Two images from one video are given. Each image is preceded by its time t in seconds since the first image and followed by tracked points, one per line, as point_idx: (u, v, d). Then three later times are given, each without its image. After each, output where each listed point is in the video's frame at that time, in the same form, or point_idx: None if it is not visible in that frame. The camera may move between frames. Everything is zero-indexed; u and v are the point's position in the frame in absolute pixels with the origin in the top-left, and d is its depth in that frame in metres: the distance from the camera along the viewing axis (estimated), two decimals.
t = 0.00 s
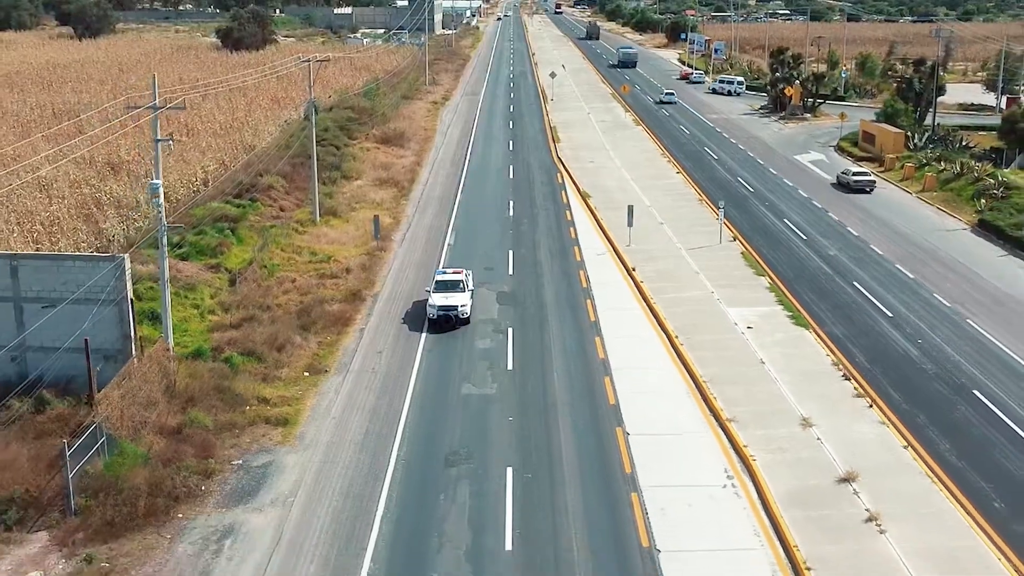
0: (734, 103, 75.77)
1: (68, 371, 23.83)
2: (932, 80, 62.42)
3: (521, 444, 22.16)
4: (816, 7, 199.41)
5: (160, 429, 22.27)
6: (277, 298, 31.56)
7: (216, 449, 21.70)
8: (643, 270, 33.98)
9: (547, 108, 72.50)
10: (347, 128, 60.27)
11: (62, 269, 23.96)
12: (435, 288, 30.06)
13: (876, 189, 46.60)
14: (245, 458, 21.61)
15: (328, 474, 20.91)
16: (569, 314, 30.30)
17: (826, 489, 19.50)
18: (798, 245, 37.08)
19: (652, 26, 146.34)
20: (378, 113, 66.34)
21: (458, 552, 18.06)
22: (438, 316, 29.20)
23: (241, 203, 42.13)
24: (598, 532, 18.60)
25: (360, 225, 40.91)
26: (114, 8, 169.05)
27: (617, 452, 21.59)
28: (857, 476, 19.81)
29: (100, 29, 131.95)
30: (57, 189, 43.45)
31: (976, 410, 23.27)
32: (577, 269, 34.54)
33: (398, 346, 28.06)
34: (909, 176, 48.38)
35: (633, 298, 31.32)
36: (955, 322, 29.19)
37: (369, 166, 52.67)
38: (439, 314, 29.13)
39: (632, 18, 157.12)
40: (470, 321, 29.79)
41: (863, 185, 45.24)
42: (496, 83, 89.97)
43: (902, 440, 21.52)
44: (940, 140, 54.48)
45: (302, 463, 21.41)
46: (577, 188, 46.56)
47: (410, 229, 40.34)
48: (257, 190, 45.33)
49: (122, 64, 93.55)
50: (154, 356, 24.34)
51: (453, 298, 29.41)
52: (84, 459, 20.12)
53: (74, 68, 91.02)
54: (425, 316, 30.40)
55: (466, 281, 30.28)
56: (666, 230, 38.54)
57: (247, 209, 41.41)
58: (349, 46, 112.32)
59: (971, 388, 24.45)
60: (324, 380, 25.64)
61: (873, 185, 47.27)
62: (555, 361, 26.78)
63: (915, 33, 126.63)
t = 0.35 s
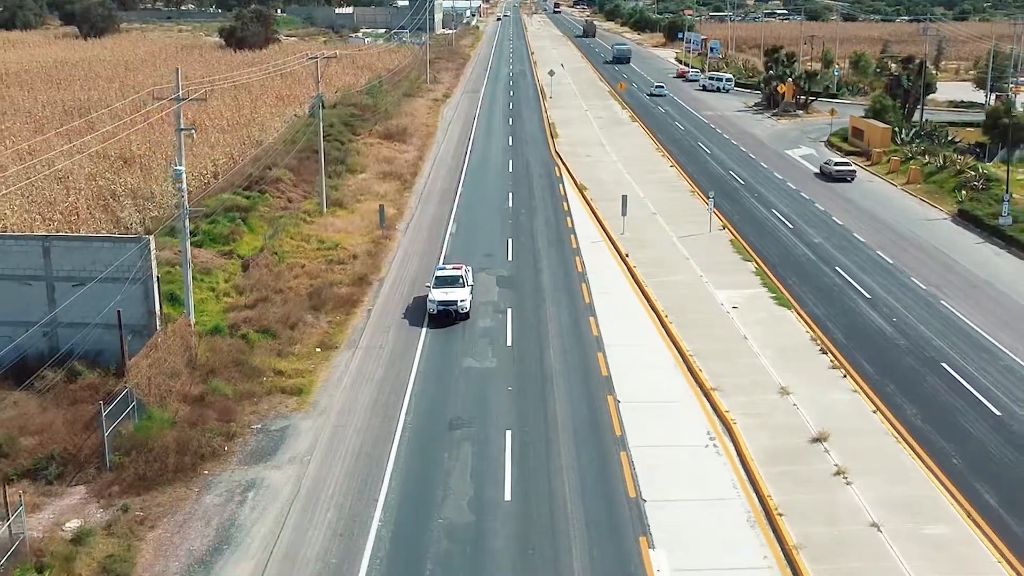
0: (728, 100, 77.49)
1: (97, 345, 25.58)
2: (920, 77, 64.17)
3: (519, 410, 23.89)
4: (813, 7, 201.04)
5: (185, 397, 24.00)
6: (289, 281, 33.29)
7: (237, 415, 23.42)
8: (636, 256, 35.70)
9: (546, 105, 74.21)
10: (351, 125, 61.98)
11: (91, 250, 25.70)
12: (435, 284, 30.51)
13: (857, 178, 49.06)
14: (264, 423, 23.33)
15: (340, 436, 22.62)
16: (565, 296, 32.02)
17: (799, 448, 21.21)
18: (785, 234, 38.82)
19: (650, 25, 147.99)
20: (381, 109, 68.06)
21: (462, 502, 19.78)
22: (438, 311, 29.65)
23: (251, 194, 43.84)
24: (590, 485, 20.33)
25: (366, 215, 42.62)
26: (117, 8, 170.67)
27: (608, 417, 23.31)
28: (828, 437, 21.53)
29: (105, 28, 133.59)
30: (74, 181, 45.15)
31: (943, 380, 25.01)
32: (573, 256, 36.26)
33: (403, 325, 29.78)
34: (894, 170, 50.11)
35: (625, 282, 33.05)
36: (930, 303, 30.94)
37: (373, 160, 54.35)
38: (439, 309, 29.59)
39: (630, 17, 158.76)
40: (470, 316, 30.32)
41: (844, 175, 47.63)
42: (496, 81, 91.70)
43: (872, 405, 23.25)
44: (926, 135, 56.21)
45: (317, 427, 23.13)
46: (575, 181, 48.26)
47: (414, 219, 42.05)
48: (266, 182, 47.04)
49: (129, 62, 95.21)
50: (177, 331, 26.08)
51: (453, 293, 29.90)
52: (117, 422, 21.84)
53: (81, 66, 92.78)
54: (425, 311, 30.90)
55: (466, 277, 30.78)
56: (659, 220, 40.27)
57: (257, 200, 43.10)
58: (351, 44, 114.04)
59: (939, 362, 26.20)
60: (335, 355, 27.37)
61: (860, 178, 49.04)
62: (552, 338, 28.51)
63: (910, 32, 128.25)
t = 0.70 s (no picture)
0: (724, 98, 79.04)
1: (119, 324, 27.16)
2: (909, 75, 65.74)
3: (518, 384, 25.45)
4: (810, 7, 202.51)
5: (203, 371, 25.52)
6: (298, 267, 34.83)
7: (253, 388, 24.97)
8: (630, 244, 37.27)
9: (544, 103, 75.81)
10: (354, 121, 63.53)
11: (113, 235, 27.24)
12: (435, 281, 30.93)
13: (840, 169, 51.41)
14: (279, 395, 24.89)
15: (350, 408, 24.18)
16: (562, 281, 33.60)
17: (779, 416, 22.76)
18: (773, 224, 40.41)
19: (647, 24, 149.55)
20: (383, 107, 69.65)
21: (464, 464, 21.34)
22: (438, 307, 30.14)
23: (260, 187, 45.38)
24: (583, 450, 21.89)
25: (370, 207, 44.16)
26: (120, 7, 171.93)
27: (601, 390, 24.86)
28: (806, 406, 23.08)
29: (110, 27, 135.16)
30: (89, 175, 46.69)
31: (917, 357, 26.60)
32: (570, 245, 37.84)
33: (409, 307, 31.38)
34: (882, 164, 51.67)
35: (620, 268, 34.61)
36: (909, 288, 32.53)
37: (376, 156, 55.89)
38: (439, 305, 30.07)
39: (629, 17, 160.28)
40: (470, 312, 30.76)
41: (828, 166, 49.92)
42: (495, 79, 93.21)
43: (848, 378, 24.83)
44: (914, 131, 57.77)
45: (328, 399, 24.71)
46: (572, 174, 49.83)
47: (417, 211, 43.60)
48: (273, 175, 48.56)
49: (135, 61, 96.71)
50: (195, 310, 27.68)
51: (453, 289, 30.34)
52: (142, 393, 23.37)
53: (88, 65, 94.31)
54: (425, 307, 31.36)
55: (466, 273, 31.23)
56: (653, 211, 41.84)
57: (265, 193, 44.64)
58: (353, 43, 115.54)
59: (914, 340, 27.81)
60: (343, 335, 28.95)
61: (848, 172, 50.59)
62: (549, 320, 30.07)
63: (905, 32, 129.76)
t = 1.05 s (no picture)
0: (719, 96, 80.54)
1: (139, 305, 28.71)
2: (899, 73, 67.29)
3: (517, 361, 27.02)
4: (808, 7, 203.89)
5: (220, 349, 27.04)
6: (307, 255, 36.35)
7: (268, 364, 26.49)
8: (625, 234, 38.82)
9: (543, 101, 77.30)
10: (358, 118, 65.04)
11: (134, 222, 28.80)
12: (435, 279, 31.30)
13: (826, 162, 53.47)
14: (292, 371, 26.41)
15: (359, 382, 25.72)
16: (559, 268, 35.14)
17: (761, 388, 24.30)
18: (763, 215, 41.96)
19: (646, 24, 151.00)
20: (385, 104, 71.17)
21: (467, 432, 22.89)
22: (438, 305, 30.45)
23: (268, 180, 46.90)
24: (578, 420, 23.44)
25: (375, 200, 45.68)
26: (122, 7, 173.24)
27: (595, 367, 26.41)
28: (786, 380, 24.63)
29: (114, 26, 136.59)
30: (102, 170, 48.22)
31: (894, 336, 28.15)
32: (567, 235, 39.39)
33: (413, 292, 32.93)
34: (871, 159, 53.21)
35: (615, 256, 36.15)
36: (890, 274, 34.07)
37: (379, 151, 57.38)
38: (439, 302, 30.38)
39: (628, 17, 161.72)
40: (469, 309, 31.10)
41: (813, 159, 51.91)
42: (495, 78, 94.71)
43: (828, 355, 26.36)
44: (904, 127, 59.27)
45: (338, 374, 26.26)
46: (570, 169, 51.35)
47: (419, 203, 45.11)
48: (280, 169, 50.06)
49: (140, 60, 98.14)
50: (211, 293, 29.23)
51: (452, 287, 30.67)
52: (164, 368, 24.90)
53: (94, 63, 95.77)
54: (425, 305, 31.64)
55: (465, 270, 31.60)
56: (647, 203, 43.38)
57: (273, 185, 46.16)
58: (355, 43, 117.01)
59: (892, 321, 29.36)
60: (352, 317, 30.48)
61: (838, 167, 52.09)
62: (547, 304, 31.60)
63: (900, 31, 131.15)
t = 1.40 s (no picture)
0: (714, 93, 82.20)
1: (159, 287, 30.41)
2: (889, 70, 68.97)
3: (516, 339, 28.72)
4: (805, 7, 205.42)
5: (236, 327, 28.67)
6: (316, 243, 38.00)
7: (282, 341, 28.16)
8: (619, 223, 40.48)
9: (542, 98, 78.96)
10: (361, 115, 66.68)
11: (154, 209, 30.47)
12: (435, 276, 31.59)
13: (813, 155, 55.55)
14: (304, 347, 28.08)
15: (368, 358, 27.38)
16: (556, 256, 36.81)
17: (744, 362, 25.97)
18: (753, 205, 43.65)
19: (644, 23, 152.52)
20: (388, 101, 72.83)
21: (469, 401, 24.54)
22: (437, 302, 30.80)
23: (276, 173, 48.56)
24: (573, 390, 25.10)
25: (379, 192, 47.32)
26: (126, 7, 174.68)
27: (589, 344, 28.09)
28: (768, 354, 26.31)
29: (118, 26, 138.17)
30: (115, 164, 49.84)
31: (872, 315, 29.84)
32: (564, 224, 41.06)
33: (417, 277, 34.60)
34: (859, 154, 54.89)
35: (609, 243, 37.84)
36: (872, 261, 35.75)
37: (382, 146, 59.02)
38: (439, 299, 30.71)
39: (626, 16, 163.29)
40: (468, 306, 31.47)
41: (799, 151, 54.24)
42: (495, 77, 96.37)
43: (807, 332, 28.04)
44: (893, 123, 60.91)
45: (348, 350, 27.95)
46: (567, 163, 53.03)
47: (422, 195, 46.79)
48: (287, 163, 51.68)
49: (145, 59, 99.68)
50: (227, 276, 30.91)
51: (452, 284, 31.04)
52: (185, 343, 26.58)
53: (100, 62, 97.33)
54: (425, 302, 31.96)
55: (465, 268, 31.90)
56: (642, 195, 45.06)
57: (280, 178, 47.80)
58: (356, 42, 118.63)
59: (871, 302, 31.05)
60: (359, 300, 32.17)
61: (827, 161, 53.76)
62: (544, 288, 33.28)
63: (895, 31, 132.70)
